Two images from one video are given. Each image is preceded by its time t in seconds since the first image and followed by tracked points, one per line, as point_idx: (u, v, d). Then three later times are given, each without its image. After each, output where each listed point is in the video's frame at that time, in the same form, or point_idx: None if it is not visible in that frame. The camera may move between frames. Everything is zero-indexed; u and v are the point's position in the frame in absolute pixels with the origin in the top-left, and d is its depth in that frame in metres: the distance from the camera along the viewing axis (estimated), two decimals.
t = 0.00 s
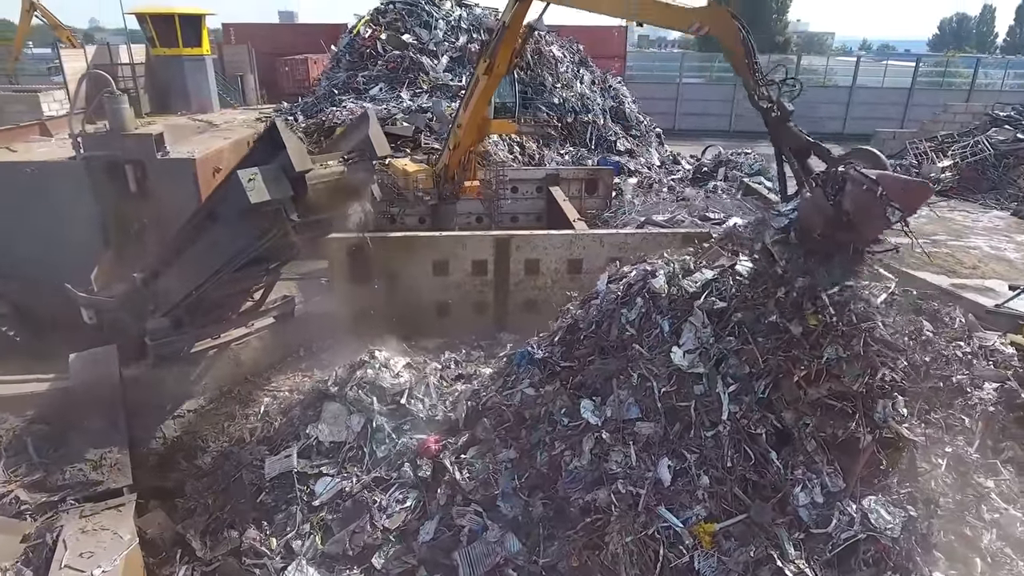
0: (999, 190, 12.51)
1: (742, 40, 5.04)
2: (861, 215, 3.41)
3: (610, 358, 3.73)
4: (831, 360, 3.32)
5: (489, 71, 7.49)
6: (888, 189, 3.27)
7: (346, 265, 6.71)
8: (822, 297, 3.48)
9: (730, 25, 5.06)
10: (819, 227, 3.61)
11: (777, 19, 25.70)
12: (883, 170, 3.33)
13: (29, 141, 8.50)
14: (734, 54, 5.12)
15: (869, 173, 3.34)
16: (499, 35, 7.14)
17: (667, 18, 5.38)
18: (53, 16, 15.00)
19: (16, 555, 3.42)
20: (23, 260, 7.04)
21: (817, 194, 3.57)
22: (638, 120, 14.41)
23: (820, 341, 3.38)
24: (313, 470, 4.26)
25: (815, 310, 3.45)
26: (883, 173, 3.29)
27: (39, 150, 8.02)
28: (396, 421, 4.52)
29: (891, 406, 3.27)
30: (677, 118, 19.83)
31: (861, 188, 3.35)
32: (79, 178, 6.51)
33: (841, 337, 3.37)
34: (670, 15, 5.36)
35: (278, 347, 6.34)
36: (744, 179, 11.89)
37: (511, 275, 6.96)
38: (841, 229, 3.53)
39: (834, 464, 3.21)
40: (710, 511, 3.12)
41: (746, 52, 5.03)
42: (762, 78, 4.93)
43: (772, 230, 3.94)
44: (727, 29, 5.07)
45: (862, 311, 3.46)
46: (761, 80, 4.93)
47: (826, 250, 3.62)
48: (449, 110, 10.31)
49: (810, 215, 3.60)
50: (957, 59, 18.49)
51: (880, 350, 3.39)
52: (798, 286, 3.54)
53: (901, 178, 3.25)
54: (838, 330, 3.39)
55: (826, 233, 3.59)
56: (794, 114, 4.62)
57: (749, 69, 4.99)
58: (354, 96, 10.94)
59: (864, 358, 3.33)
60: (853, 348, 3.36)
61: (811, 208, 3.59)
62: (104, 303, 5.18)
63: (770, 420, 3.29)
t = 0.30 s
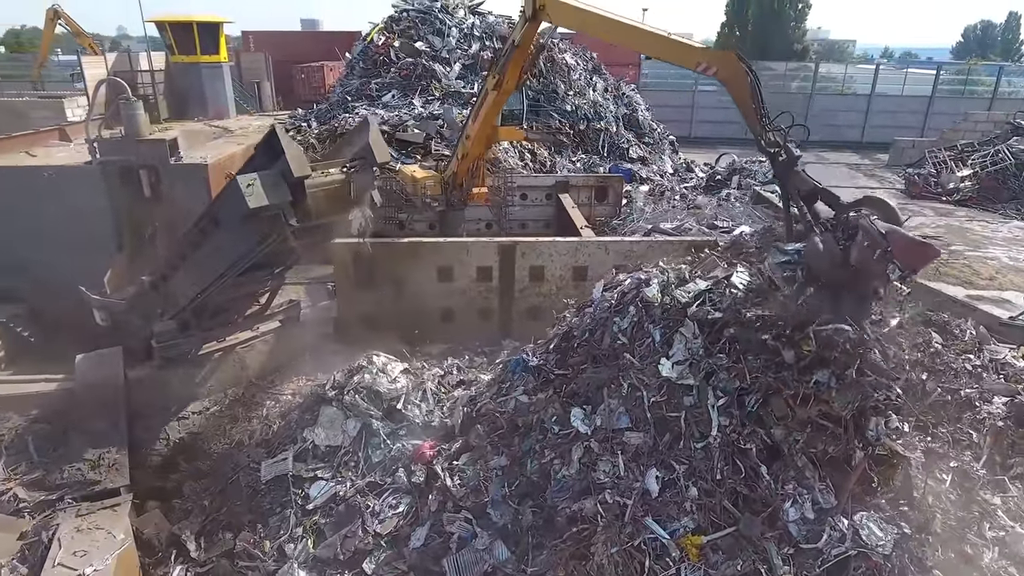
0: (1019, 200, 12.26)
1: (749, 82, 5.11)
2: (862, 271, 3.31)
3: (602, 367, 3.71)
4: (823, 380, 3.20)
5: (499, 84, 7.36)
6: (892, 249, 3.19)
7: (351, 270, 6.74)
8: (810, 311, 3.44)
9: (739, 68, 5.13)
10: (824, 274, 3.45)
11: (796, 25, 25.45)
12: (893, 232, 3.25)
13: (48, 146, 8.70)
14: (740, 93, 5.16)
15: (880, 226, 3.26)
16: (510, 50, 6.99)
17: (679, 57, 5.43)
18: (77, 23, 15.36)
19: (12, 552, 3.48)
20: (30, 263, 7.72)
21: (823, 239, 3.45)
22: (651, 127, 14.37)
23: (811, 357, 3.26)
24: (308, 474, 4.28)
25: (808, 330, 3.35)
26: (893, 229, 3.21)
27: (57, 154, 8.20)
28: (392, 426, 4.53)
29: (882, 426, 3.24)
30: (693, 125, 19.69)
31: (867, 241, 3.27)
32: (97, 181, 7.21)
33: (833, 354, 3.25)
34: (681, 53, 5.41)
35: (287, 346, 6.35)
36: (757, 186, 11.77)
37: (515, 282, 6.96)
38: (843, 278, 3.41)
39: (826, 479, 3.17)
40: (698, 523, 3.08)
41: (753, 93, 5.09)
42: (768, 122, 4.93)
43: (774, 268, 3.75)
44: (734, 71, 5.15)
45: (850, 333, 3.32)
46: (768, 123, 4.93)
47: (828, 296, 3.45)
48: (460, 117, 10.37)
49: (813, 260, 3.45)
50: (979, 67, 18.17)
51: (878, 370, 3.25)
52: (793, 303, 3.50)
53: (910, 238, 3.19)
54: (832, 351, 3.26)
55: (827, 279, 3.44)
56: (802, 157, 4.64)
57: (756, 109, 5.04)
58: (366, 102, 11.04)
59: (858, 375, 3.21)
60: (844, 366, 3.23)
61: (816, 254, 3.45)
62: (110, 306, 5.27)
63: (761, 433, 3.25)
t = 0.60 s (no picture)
0: None
1: (759, 95, 5.02)
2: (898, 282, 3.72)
3: (593, 376, 3.69)
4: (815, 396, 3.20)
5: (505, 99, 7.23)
6: (931, 261, 3.58)
7: (356, 275, 6.78)
8: (805, 325, 3.42)
9: (748, 80, 5.03)
10: (853, 286, 3.80)
11: (814, 33, 25.25)
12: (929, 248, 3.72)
13: (66, 152, 8.89)
14: (750, 106, 5.07)
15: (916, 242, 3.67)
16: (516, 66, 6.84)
17: (685, 70, 5.30)
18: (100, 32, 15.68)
19: (8, 549, 3.55)
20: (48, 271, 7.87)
21: (847, 251, 3.84)
22: (664, 135, 14.32)
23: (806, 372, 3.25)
24: (303, 478, 4.31)
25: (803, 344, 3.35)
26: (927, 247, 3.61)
27: (73, 160, 8.37)
28: (388, 431, 4.54)
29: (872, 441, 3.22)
30: (708, 133, 19.59)
31: (904, 255, 3.68)
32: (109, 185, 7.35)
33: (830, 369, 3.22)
34: (687, 66, 5.26)
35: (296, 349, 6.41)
36: (770, 195, 11.66)
37: (519, 288, 6.95)
38: (868, 293, 3.77)
39: (817, 494, 3.14)
40: (684, 535, 3.03)
41: (763, 105, 5.00)
42: (779, 134, 4.87)
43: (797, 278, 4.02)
44: (743, 84, 5.04)
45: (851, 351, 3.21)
46: (779, 136, 4.89)
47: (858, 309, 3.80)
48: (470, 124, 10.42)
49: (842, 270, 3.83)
50: (1001, 76, 17.84)
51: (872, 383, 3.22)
52: (794, 313, 3.45)
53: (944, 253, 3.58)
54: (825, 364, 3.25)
55: (855, 292, 3.79)
56: (813, 170, 4.67)
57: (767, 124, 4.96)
58: (379, 109, 11.13)
59: (851, 387, 3.19)
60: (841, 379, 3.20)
61: (846, 264, 3.81)
62: (117, 309, 5.36)
63: (750, 445, 3.21)
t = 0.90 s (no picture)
0: None
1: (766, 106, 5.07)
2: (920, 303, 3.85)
3: (584, 383, 3.68)
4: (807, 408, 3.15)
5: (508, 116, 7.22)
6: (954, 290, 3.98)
7: (362, 280, 6.84)
8: (795, 336, 3.43)
9: (755, 92, 5.06)
10: (869, 304, 3.96)
11: (833, 41, 25.01)
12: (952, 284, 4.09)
13: (84, 157, 9.10)
14: (759, 116, 5.13)
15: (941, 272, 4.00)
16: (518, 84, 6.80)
17: (693, 82, 5.31)
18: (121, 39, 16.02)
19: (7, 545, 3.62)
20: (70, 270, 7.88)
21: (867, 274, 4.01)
22: (677, 142, 14.29)
23: (797, 380, 3.20)
24: (298, 481, 4.34)
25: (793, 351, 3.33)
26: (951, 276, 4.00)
27: (90, 165, 8.56)
28: (384, 435, 4.55)
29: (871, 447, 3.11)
30: (723, 141, 19.48)
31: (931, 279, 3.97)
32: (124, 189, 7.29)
33: (820, 379, 3.21)
34: (694, 78, 5.27)
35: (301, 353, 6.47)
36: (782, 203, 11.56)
37: (524, 296, 6.94)
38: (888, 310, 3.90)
39: (806, 507, 3.10)
40: (670, 546, 3.01)
41: (771, 117, 5.06)
42: (788, 146, 4.93)
43: (808, 293, 4.19)
44: (750, 97, 5.07)
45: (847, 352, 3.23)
46: (787, 146, 4.93)
47: (875, 327, 3.94)
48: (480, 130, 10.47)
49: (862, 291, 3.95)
50: None
51: (868, 387, 3.15)
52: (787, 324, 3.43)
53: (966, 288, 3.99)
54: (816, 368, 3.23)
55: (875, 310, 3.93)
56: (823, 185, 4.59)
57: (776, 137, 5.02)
58: (391, 116, 11.23)
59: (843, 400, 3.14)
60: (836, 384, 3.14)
61: (862, 282, 3.95)
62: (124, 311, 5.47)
63: (739, 456, 3.19)
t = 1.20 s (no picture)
0: None
1: (769, 119, 4.99)
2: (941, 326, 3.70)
3: (576, 390, 3.70)
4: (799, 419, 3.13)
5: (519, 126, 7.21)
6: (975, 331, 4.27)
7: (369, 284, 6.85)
8: (789, 348, 3.42)
9: (757, 104, 5.00)
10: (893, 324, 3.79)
11: (854, 48, 24.75)
12: (969, 319, 4.24)
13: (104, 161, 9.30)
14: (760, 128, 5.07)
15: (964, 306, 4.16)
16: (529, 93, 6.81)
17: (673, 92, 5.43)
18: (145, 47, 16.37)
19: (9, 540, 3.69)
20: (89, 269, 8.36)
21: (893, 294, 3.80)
22: (692, 150, 14.23)
23: (790, 393, 3.21)
24: (296, 483, 4.36)
25: (786, 363, 3.34)
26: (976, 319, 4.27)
27: (109, 169, 8.75)
28: (383, 439, 4.58)
29: (873, 455, 3.02)
30: (741, 148, 19.33)
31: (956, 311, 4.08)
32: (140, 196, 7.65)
33: (811, 392, 3.20)
34: (695, 91, 5.28)
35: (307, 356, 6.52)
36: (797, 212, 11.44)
37: (530, 302, 6.91)
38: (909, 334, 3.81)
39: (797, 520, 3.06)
40: (657, 556, 2.98)
41: (773, 129, 4.97)
42: (791, 160, 4.88)
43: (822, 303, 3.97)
44: (751, 110, 5.02)
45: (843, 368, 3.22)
46: (790, 161, 4.88)
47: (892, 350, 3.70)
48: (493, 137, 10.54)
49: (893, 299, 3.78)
50: None
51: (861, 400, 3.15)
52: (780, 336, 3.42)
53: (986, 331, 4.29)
54: (804, 378, 3.26)
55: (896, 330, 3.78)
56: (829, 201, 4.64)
57: (779, 150, 4.95)
58: (405, 122, 11.33)
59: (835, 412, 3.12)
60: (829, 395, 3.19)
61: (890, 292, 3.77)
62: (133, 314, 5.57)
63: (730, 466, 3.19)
